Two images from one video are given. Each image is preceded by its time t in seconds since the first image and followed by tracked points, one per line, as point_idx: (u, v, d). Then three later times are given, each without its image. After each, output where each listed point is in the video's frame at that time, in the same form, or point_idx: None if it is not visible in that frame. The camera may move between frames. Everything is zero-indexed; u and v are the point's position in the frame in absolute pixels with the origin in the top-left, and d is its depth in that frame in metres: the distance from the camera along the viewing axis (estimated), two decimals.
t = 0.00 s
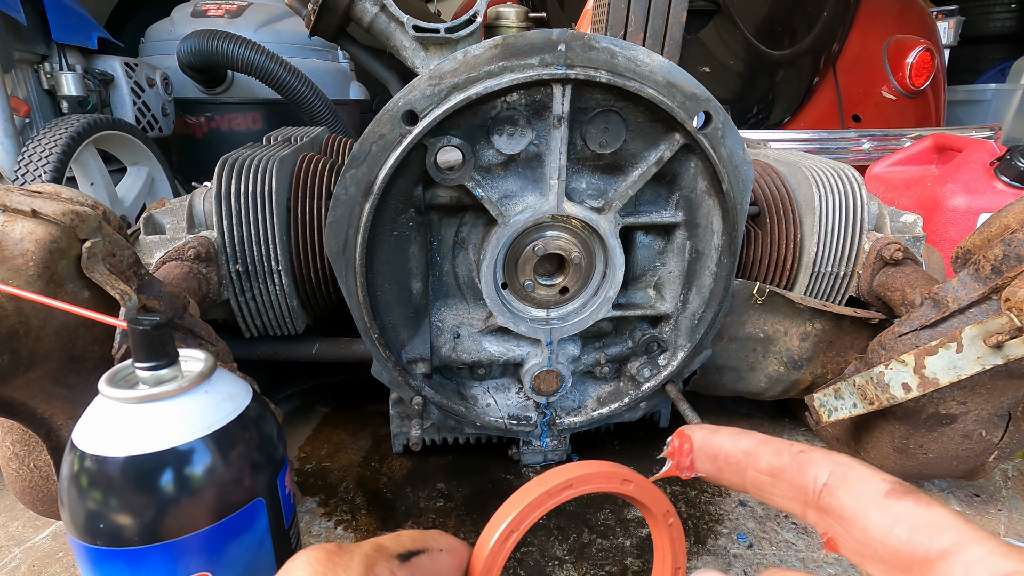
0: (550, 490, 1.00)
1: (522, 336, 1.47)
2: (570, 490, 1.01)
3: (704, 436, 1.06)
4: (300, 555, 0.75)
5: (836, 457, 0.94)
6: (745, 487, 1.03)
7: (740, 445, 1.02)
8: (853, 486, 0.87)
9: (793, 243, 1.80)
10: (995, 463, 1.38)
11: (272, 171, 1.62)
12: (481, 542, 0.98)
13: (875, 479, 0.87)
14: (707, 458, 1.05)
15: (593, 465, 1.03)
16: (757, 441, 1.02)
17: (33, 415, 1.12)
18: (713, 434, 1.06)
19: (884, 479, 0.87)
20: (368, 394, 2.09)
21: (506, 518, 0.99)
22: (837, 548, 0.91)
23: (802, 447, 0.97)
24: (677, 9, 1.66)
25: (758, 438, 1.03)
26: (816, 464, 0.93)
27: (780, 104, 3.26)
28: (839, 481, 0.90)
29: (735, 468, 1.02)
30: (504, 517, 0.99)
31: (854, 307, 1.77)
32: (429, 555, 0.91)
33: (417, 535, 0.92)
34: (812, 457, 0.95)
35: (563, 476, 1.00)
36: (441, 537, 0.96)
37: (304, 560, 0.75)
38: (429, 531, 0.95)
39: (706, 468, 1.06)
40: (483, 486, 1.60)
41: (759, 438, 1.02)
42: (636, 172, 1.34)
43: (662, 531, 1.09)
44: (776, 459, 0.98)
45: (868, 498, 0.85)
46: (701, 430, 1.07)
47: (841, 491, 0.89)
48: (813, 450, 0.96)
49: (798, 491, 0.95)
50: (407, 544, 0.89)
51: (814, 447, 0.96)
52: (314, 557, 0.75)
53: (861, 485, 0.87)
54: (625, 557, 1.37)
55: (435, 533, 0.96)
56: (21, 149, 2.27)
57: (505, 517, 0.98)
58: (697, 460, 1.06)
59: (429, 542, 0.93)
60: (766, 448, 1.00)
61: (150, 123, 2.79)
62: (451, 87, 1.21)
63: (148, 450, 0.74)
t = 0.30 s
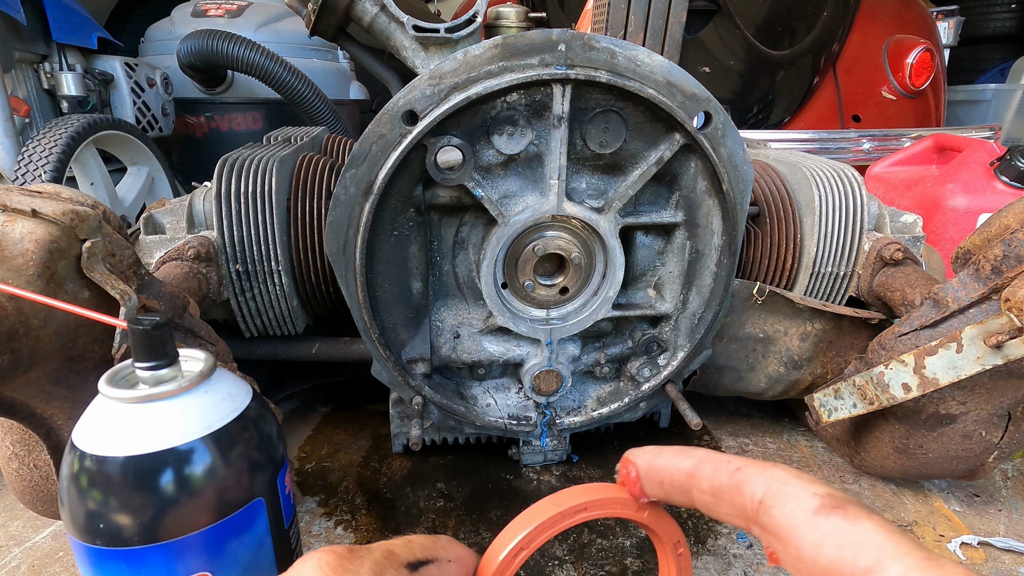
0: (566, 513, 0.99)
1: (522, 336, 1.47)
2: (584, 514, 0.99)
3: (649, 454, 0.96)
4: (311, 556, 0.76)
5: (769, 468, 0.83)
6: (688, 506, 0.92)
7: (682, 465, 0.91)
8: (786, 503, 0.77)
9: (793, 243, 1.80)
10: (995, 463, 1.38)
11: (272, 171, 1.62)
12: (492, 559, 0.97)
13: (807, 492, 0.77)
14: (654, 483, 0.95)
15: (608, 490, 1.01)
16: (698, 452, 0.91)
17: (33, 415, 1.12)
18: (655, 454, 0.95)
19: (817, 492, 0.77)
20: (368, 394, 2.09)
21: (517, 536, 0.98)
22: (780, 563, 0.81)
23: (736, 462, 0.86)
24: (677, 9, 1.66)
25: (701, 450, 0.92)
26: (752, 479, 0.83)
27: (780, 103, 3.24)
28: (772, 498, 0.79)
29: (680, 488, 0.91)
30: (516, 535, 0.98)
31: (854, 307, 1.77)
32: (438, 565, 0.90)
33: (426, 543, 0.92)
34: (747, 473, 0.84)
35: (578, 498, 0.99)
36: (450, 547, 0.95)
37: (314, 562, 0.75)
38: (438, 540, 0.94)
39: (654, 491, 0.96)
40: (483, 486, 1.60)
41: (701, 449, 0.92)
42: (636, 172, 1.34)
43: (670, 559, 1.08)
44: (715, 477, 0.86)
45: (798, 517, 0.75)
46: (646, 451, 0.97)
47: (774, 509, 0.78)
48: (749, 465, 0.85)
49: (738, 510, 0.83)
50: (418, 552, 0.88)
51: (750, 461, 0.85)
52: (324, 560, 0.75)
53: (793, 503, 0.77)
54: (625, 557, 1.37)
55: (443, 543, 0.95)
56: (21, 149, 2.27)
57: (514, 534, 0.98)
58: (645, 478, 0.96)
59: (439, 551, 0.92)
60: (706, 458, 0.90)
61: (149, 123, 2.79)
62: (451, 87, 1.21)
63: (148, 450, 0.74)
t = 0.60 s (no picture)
0: (565, 517, 1.00)
1: (521, 336, 1.47)
2: (586, 521, 1.00)
3: (658, 480, 0.98)
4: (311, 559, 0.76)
5: (770, 492, 0.83)
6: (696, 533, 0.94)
7: (690, 489, 0.93)
8: (789, 528, 0.77)
9: (793, 243, 1.80)
10: (995, 463, 1.38)
11: (273, 171, 1.62)
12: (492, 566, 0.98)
13: (808, 516, 0.77)
14: (666, 505, 0.97)
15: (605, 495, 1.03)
16: (704, 475, 0.92)
17: (33, 415, 1.12)
18: (664, 479, 0.97)
19: (818, 517, 0.76)
20: (368, 394, 2.09)
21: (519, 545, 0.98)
22: None
23: (740, 486, 0.87)
24: (677, 8, 1.66)
25: (708, 473, 0.93)
26: (754, 503, 0.83)
27: (780, 103, 3.25)
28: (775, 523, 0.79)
29: (693, 510, 0.92)
30: (519, 543, 0.98)
31: (854, 307, 1.77)
32: (437, 571, 0.92)
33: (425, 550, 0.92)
34: (750, 498, 0.84)
35: (581, 506, 1.00)
36: (449, 554, 0.97)
37: (314, 566, 0.76)
38: (437, 548, 0.96)
39: (667, 514, 0.98)
40: (483, 486, 1.60)
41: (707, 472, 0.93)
42: (636, 172, 1.34)
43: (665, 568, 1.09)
44: (719, 500, 0.87)
45: (802, 545, 0.75)
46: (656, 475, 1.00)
47: (780, 534, 0.78)
48: (752, 489, 0.85)
49: (745, 534, 0.84)
50: (416, 558, 0.89)
51: (752, 486, 0.85)
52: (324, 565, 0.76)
53: (792, 529, 0.77)
54: (625, 557, 1.37)
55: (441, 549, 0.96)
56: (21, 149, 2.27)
57: (515, 542, 0.98)
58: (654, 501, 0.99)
59: (438, 558, 0.93)
60: (714, 482, 0.90)
61: (149, 123, 2.79)
62: (451, 87, 1.21)
63: (148, 450, 0.74)
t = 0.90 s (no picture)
0: (542, 504, 1.00)
1: (522, 335, 1.47)
2: (566, 505, 1.00)
3: (709, 560, 1.12)
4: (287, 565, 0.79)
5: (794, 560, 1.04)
6: None
7: (740, 561, 1.08)
8: None
9: (793, 243, 1.80)
10: (995, 463, 1.38)
11: (272, 170, 1.62)
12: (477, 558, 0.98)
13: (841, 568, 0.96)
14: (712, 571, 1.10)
15: (583, 478, 1.03)
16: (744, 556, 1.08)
17: (33, 415, 1.13)
18: (715, 552, 1.12)
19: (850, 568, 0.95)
20: (368, 394, 2.09)
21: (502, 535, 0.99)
22: None
23: (782, 553, 1.05)
24: (677, 8, 1.66)
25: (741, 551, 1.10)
26: (796, 561, 1.02)
27: (781, 103, 3.25)
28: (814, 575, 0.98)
29: None
30: (501, 534, 0.98)
31: (854, 307, 1.77)
32: (417, 568, 0.92)
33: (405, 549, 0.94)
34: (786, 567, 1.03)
35: (558, 492, 1.00)
36: (431, 552, 0.98)
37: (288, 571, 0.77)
38: (418, 546, 0.96)
39: None
40: (483, 486, 1.60)
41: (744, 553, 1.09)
42: (636, 172, 1.34)
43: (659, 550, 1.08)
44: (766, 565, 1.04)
45: None
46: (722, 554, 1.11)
47: None
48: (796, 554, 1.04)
49: None
50: (395, 558, 0.91)
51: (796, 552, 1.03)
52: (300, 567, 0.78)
53: None
54: (625, 557, 1.37)
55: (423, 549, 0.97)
56: (21, 149, 2.27)
57: (498, 531, 0.99)
58: None
59: (419, 557, 0.94)
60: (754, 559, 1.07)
61: (150, 123, 2.79)
62: (451, 87, 1.21)
63: (147, 450, 0.74)
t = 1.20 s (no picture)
0: (564, 505, 1.01)
1: (522, 336, 1.47)
2: (588, 507, 1.02)
3: (661, 461, 1.02)
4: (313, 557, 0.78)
5: (758, 488, 0.86)
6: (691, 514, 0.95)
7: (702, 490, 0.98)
8: (776, 524, 0.79)
9: (793, 243, 1.80)
10: (995, 463, 1.38)
11: (272, 171, 1.62)
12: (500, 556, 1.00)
13: (795, 510, 0.79)
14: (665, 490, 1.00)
15: (605, 480, 1.05)
16: (702, 467, 0.95)
17: (33, 415, 1.13)
18: (665, 464, 1.01)
19: (805, 510, 0.78)
20: (368, 394, 2.09)
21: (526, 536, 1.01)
22: None
23: (732, 483, 0.89)
24: (677, 8, 1.66)
25: (709, 465, 0.96)
26: (746, 500, 0.85)
27: (781, 103, 3.25)
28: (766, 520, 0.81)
29: (689, 499, 0.95)
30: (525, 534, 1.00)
31: (854, 307, 1.77)
32: (441, 564, 0.94)
33: (428, 545, 0.96)
34: (741, 495, 0.86)
35: (580, 494, 1.02)
36: (454, 548, 1.00)
37: (316, 563, 0.77)
38: (442, 542, 0.98)
39: (665, 496, 1.01)
40: (483, 486, 1.60)
41: (707, 464, 0.96)
42: (636, 172, 1.34)
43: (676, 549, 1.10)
44: (714, 496, 0.90)
45: (788, 539, 0.77)
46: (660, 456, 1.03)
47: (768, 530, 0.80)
48: (741, 486, 0.87)
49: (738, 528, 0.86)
50: (419, 553, 0.92)
51: (741, 483, 0.87)
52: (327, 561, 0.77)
53: (780, 525, 0.79)
54: (625, 557, 1.37)
55: (446, 544, 0.99)
56: (20, 149, 2.27)
57: (520, 531, 1.01)
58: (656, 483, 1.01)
59: (442, 552, 0.96)
60: (712, 472, 0.93)
61: (149, 123, 2.79)
62: (451, 87, 1.21)
63: (147, 450, 0.74)
